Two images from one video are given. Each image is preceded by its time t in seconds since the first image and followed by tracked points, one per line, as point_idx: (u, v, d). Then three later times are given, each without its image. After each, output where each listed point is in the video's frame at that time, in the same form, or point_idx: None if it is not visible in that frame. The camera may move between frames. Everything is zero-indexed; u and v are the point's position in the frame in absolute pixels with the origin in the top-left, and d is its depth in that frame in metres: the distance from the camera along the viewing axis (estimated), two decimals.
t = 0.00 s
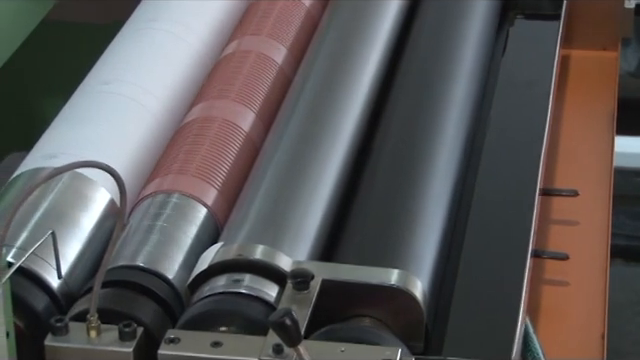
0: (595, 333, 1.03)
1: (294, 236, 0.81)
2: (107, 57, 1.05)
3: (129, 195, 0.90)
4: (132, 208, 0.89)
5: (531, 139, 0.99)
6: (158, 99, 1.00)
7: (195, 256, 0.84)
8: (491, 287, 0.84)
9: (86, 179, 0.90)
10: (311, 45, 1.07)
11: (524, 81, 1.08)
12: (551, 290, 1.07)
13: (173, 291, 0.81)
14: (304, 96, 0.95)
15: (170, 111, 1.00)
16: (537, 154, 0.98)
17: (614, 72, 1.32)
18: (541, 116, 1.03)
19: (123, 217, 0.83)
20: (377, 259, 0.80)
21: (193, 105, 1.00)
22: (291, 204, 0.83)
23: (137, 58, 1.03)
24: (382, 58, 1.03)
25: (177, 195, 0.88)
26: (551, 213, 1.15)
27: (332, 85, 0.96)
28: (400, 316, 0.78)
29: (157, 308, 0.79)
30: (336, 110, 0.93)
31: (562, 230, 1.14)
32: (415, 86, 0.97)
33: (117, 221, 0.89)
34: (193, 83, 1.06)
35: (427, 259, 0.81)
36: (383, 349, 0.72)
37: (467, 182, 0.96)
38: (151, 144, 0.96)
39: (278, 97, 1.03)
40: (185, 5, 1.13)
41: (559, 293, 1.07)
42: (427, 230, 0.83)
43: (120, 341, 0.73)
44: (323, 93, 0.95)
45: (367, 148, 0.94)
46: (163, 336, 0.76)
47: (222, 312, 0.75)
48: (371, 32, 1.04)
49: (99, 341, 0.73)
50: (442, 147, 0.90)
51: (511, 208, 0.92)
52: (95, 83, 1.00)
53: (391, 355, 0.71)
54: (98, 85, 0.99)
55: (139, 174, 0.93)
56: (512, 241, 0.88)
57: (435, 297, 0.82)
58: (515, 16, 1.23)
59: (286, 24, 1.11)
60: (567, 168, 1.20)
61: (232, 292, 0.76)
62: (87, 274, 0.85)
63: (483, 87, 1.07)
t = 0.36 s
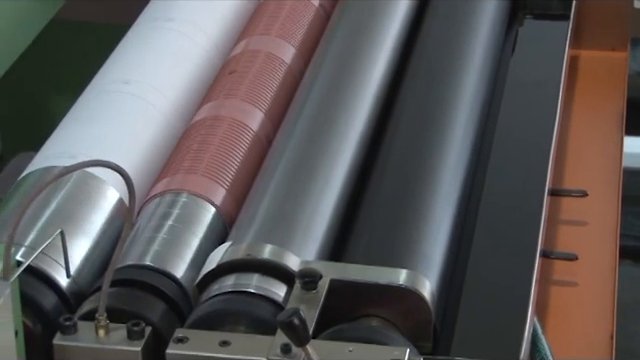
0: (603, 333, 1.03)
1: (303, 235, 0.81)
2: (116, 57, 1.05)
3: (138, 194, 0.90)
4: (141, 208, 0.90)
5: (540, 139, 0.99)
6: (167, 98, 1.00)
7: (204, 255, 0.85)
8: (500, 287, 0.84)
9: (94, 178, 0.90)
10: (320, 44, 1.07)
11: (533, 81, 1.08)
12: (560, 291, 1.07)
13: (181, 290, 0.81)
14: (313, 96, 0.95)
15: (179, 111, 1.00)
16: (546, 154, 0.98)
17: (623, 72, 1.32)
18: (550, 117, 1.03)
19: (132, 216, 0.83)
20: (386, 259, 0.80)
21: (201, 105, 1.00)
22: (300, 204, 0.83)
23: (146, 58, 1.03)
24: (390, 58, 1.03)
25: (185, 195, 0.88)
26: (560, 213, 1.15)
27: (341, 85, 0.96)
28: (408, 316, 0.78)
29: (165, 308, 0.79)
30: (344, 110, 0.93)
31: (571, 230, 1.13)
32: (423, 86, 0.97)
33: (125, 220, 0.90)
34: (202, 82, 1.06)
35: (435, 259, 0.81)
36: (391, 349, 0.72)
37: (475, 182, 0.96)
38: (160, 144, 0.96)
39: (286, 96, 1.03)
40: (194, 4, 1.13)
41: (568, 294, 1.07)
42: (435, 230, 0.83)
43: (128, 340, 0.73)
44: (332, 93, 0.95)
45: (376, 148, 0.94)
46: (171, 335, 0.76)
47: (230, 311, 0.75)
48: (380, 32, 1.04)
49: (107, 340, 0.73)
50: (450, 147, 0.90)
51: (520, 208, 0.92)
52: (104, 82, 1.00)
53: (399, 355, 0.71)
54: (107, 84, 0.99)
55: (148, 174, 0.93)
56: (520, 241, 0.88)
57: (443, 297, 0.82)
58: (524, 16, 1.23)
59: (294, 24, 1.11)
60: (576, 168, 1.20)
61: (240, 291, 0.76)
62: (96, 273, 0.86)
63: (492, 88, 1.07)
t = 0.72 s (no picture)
0: (611, 334, 1.03)
1: (311, 235, 0.81)
2: (125, 56, 1.05)
3: (146, 193, 0.90)
4: (149, 207, 0.90)
5: (548, 139, 0.99)
6: (176, 97, 1.00)
7: (212, 254, 0.85)
8: (508, 287, 0.84)
9: (102, 177, 0.90)
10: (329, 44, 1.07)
11: (541, 81, 1.08)
12: (568, 291, 1.07)
13: (189, 289, 0.81)
14: (322, 96, 0.95)
15: (187, 111, 1.01)
16: (554, 154, 0.98)
17: (632, 72, 1.32)
18: (558, 117, 1.03)
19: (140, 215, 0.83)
20: (395, 259, 0.80)
21: (209, 105, 1.00)
22: (308, 204, 0.83)
23: (155, 57, 1.03)
24: (399, 58, 1.03)
25: (193, 194, 0.88)
26: (568, 214, 1.15)
27: (350, 85, 0.96)
28: (416, 317, 0.78)
29: (173, 307, 0.79)
30: (353, 110, 0.93)
31: (579, 231, 1.13)
32: (432, 86, 0.97)
33: (133, 220, 0.90)
34: (211, 82, 1.06)
35: (444, 259, 0.81)
36: (399, 349, 0.72)
37: (483, 183, 0.96)
38: (168, 143, 0.96)
39: (295, 97, 1.03)
40: (203, 4, 1.13)
41: (576, 294, 1.07)
42: (443, 229, 0.83)
43: (136, 339, 0.73)
44: (340, 93, 0.95)
45: (384, 148, 0.95)
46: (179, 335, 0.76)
47: (238, 311, 0.75)
48: (389, 32, 1.04)
49: (116, 339, 0.73)
50: (459, 147, 0.90)
51: (528, 208, 0.92)
52: (113, 82, 1.00)
53: (407, 355, 0.71)
54: (116, 84, 0.99)
55: (156, 173, 0.93)
56: (528, 241, 0.88)
57: (451, 297, 0.82)
58: (533, 16, 1.23)
59: (303, 24, 1.11)
60: (584, 169, 1.20)
61: (248, 291, 0.76)
62: (104, 273, 0.86)
63: (500, 88, 1.07)
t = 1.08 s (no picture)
0: (618, 334, 1.03)
1: (319, 235, 0.81)
2: (133, 55, 1.06)
3: (154, 193, 0.91)
4: (157, 206, 0.90)
5: (556, 139, 0.99)
6: (184, 97, 1.00)
7: (220, 254, 0.85)
8: (515, 287, 0.84)
9: (109, 176, 0.91)
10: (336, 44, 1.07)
11: (549, 82, 1.08)
12: (576, 292, 1.07)
13: (196, 289, 0.81)
14: (329, 95, 0.95)
15: (195, 110, 1.01)
16: (562, 154, 0.98)
17: None
18: (566, 117, 1.03)
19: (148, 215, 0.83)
20: (402, 258, 0.80)
21: (217, 105, 1.00)
22: (316, 204, 0.83)
23: (163, 57, 1.03)
24: (407, 58, 1.03)
25: (201, 194, 0.88)
26: (576, 215, 1.15)
27: (357, 85, 0.96)
28: (423, 317, 0.78)
29: (181, 306, 0.79)
30: (360, 110, 0.93)
31: (587, 232, 1.13)
32: (439, 86, 0.97)
33: (140, 220, 0.90)
34: (218, 81, 1.06)
35: (451, 259, 0.81)
36: (406, 349, 0.72)
37: (491, 183, 0.96)
38: (176, 142, 0.96)
39: (302, 96, 1.04)
40: (210, 4, 1.13)
41: (583, 295, 1.06)
42: (451, 229, 0.83)
43: (143, 338, 0.73)
44: (348, 93, 0.95)
45: (392, 148, 0.95)
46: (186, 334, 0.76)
47: (245, 310, 0.75)
48: (396, 32, 1.04)
49: (123, 338, 0.73)
50: (466, 147, 0.90)
51: (535, 209, 0.92)
52: (121, 81, 1.00)
53: (414, 355, 0.71)
54: (124, 83, 1.00)
55: (164, 172, 0.93)
56: (535, 242, 0.88)
57: (459, 297, 0.82)
58: (540, 16, 1.23)
59: (311, 24, 1.11)
60: (592, 170, 1.20)
61: (255, 290, 0.76)
62: (112, 272, 0.86)
63: (508, 88, 1.07)
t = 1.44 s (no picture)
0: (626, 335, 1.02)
1: (326, 235, 0.81)
2: (141, 54, 1.06)
3: (162, 192, 0.91)
4: (164, 205, 0.90)
5: (564, 140, 0.99)
6: (191, 96, 1.00)
7: (227, 253, 0.85)
8: (523, 288, 0.84)
9: (117, 175, 0.91)
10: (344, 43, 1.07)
11: (558, 82, 1.08)
12: (583, 293, 1.07)
13: (203, 288, 0.81)
14: (337, 95, 0.95)
15: (203, 110, 1.01)
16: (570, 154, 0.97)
17: None
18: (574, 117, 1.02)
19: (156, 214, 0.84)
20: (409, 258, 0.80)
21: (225, 104, 1.00)
22: (323, 203, 0.83)
23: (171, 56, 1.03)
24: (415, 58, 1.03)
25: (208, 193, 0.88)
26: (584, 215, 1.15)
27: (365, 84, 0.96)
28: (430, 316, 0.78)
29: (188, 306, 0.79)
30: (368, 110, 0.93)
31: (595, 232, 1.13)
32: (447, 85, 0.97)
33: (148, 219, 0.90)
34: (226, 81, 1.06)
35: (458, 259, 0.80)
36: (413, 349, 0.72)
37: (499, 183, 0.96)
38: (183, 141, 0.96)
39: (310, 96, 1.04)
40: (219, 4, 1.14)
41: (591, 295, 1.06)
42: (458, 229, 0.83)
43: (151, 337, 0.73)
44: (355, 92, 0.95)
45: (399, 148, 0.95)
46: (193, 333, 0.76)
47: (252, 310, 0.75)
48: (404, 32, 1.04)
49: (130, 337, 0.73)
50: (474, 146, 0.90)
51: (543, 209, 0.91)
52: (129, 80, 1.00)
53: (421, 355, 0.71)
54: (132, 82, 1.00)
55: (171, 172, 0.93)
56: (543, 242, 0.88)
57: (466, 297, 0.82)
58: (549, 16, 1.23)
59: (318, 23, 1.11)
60: (600, 170, 1.19)
61: (262, 290, 0.76)
62: (119, 271, 0.86)
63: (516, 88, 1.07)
